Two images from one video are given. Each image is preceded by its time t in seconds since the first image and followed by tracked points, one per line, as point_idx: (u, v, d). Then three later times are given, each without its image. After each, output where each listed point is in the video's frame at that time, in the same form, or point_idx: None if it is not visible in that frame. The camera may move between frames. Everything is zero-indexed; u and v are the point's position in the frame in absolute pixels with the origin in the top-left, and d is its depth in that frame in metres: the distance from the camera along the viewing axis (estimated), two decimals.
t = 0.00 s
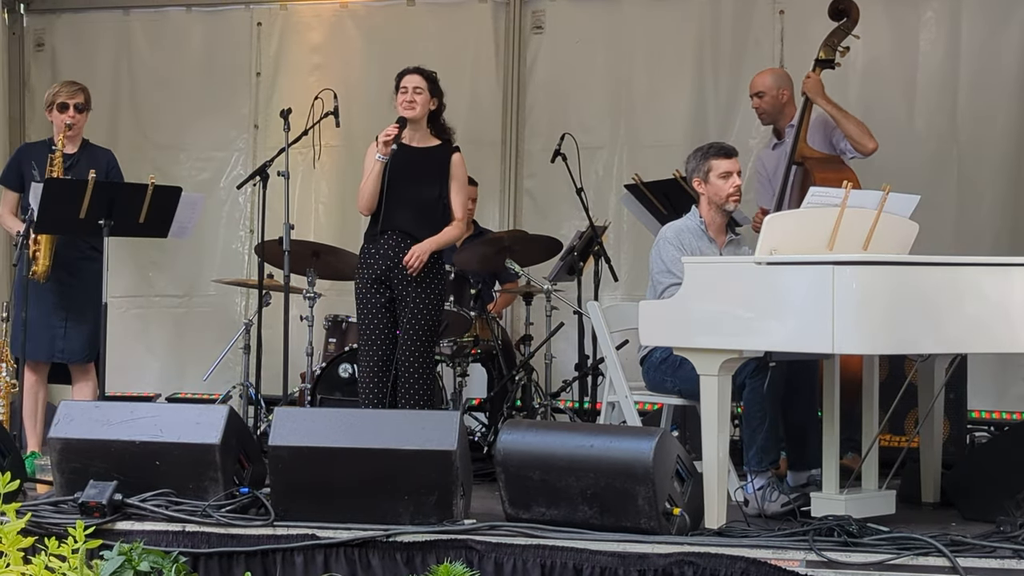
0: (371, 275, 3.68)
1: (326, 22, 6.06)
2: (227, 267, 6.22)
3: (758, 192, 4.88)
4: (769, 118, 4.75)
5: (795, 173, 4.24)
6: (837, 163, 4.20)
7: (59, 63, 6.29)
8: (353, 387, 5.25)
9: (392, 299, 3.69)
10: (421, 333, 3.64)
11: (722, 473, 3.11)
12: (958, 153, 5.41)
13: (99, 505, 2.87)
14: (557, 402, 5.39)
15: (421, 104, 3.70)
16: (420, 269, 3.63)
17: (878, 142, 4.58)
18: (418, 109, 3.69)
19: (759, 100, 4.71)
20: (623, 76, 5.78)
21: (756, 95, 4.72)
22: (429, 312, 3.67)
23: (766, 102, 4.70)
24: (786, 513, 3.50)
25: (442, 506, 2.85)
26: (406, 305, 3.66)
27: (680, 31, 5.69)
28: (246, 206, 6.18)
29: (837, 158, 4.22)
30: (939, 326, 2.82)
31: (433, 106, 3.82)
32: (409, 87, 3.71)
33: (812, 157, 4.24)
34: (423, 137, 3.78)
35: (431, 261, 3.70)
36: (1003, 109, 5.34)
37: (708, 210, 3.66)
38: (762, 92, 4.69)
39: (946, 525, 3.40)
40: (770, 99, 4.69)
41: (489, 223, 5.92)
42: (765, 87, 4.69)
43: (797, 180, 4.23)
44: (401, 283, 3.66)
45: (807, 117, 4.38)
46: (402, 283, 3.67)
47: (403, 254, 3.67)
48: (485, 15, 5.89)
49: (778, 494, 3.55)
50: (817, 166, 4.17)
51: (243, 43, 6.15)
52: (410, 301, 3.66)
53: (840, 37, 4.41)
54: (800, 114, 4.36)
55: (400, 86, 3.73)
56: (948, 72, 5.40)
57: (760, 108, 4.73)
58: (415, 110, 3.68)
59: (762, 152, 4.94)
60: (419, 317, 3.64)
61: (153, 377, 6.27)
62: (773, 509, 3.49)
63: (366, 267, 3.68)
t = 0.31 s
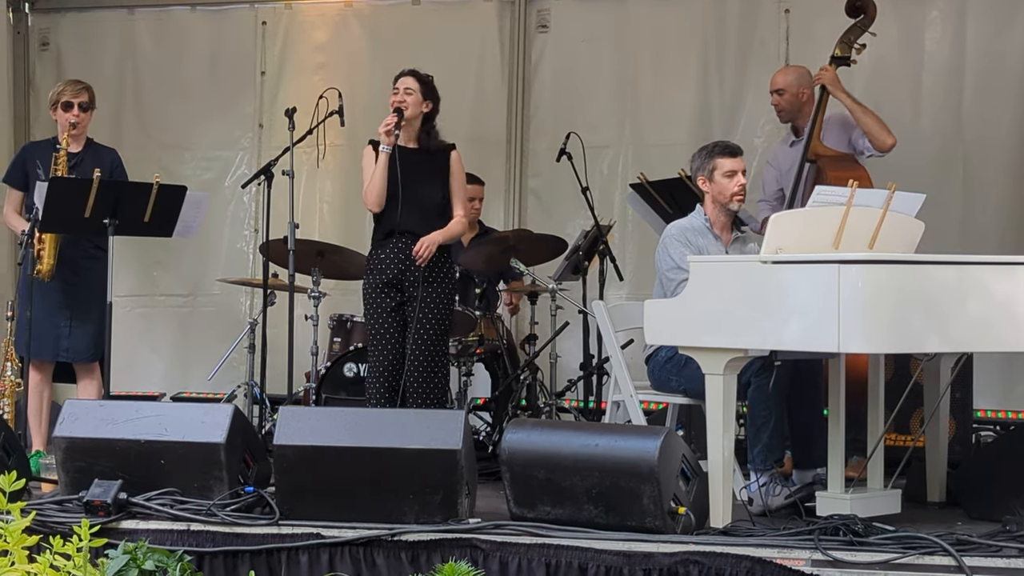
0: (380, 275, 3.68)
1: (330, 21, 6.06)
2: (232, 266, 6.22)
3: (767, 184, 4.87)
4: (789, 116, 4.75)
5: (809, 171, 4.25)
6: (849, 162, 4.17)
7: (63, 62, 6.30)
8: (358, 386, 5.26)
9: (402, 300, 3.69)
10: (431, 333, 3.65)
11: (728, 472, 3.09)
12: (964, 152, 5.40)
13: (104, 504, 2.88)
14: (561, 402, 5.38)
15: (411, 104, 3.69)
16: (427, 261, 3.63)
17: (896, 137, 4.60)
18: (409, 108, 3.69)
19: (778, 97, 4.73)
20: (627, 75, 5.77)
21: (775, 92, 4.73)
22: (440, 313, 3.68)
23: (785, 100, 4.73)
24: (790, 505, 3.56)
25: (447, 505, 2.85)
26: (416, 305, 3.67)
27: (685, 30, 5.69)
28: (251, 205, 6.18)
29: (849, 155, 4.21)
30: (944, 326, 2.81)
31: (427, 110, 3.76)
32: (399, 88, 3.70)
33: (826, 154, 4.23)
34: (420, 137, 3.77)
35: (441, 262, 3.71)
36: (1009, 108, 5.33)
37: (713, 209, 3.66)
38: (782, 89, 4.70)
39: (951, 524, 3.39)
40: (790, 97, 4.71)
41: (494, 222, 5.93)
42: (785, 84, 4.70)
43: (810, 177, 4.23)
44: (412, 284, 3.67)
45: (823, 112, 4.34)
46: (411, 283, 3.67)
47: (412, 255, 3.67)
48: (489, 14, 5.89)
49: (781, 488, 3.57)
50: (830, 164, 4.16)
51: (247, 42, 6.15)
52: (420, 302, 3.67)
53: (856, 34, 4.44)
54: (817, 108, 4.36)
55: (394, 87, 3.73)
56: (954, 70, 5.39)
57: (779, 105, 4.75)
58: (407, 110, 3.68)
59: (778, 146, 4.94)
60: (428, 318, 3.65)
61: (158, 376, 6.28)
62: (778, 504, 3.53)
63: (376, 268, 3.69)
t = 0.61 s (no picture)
0: (388, 277, 3.66)
1: (333, 21, 6.06)
2: (235, 266, 6.23)
3: (780, 176, 4.87)
4: (809, 115, 4.73)
5: (820, 169, 4.23)
6: (861, 162, 4.20)
7: (67, 62, 6.30)
8: (361, 386, 5.25)
9: (414, 301, 3.69)
10: (442, 334, 3.67)
11: (732, 472, 3.09)
12: (967, 153, 5.39)
13: (108, 504, 2.88)
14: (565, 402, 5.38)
15: (401, 109, 3.69)
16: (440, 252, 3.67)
17: (912, 131, 4.62)
18: (401, 112, 3.69)
19: (799, 96, 4.70)
20: (631, 75, 5.77)
21: (796, 91, 4.71)
22: (449, 314, 3.71)
23: (806, 99, 4.70)
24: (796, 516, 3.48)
25: (451, 505, 2.85)
26: (427, 306, 3.67)
27: (688, 30, 5.69)
28: (254, 206, 6.19)
29: (862, 155, 4.23)
30: (948, 326, 2.81)
31: (411, 111, 3.78)
32: (384, 94, 3.69)
33: (838, 154, 4.24)
34: (409, 135, 3.78)
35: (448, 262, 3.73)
36: (1013, 108, 5.33)
37: (718, 209, 3.65)
38: (803, 88, 4.68)
39: (955, 525, 3.39)
40: (811, 96, 4.68)
41: (497, 222, 5.93)
42: (806, 82, 4.68)
43: (821, 175, 4.23)
44: (422, 285, 3.67)
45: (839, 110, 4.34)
46: (422, 285, 3.68)
47: (422, 256, 3.68)
48: (492, 15, 5.89)
49: (789, 496, 3.53)
50: (840, 164, 4.18)
51: (251, 43, 6.15)
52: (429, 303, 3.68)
53: (872, 33, 4.42)
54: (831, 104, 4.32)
55: (376, 93, 3.71)
56: (958, 70, 5.38)
57: (799, 104, 4.73)
58: (400, 115, 3.68)
59: (792, 142, 4.93)
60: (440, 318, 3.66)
61: (162, 376, 6.29)
62: (784, 510, 3.48)
63: (384, 269, 3.67)
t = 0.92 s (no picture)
0: (381, 276, 3.67)
1: (335, 21, 6.07)
2: (237, 266, 6.23)
3: (790, 180, 4.89)
4: (821, 113, 4.72)
5: (832, 168, 4.22)
6: (872, 162, 4.16)
7: (69, 62, 6.30)
8: (362, 386, 5.24)
9: (406, 300, 3.70)
10: (437, 333, 3.66)
11: (734, 472, 3.09)
12: (970, 152, 5.39)
13: (110, 504, 2.88)
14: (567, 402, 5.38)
15: (401, 104, 3.68)
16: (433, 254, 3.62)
17: (917, 138, 4.57)
18: (401, 109, 3.68)
19: (813, 94, 4.69)
20: (633, 75, 5.77)
21: (811, 89, 4.70)
22: (444, 312, 3.68)
23: (820, 97, 4.69)
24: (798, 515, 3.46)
25: (453, 505, 2.85)
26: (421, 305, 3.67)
27: (690, 30, 5.69)
28: (256, 206, 6.19)
29: (873, 155, 4.19)
30: (952, 325, 2.80)
31: (417, 106, 3.76)
32: (386, 90, 3.69)
33: (849, 153, 4.21)
34: (415, 132, 3.77)
35: (442, 260, 3.69)
36: (1015, 108, 5.32)
37: (720, 209, 3.65)
38: (818, 87, 4.67)
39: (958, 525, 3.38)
40: (826, 95, 4.67)
41: (499, 222, 5.92)
42: (821, 81, 4.66)
43: (832, 175, 4.22)
44: (415, 284, 3.67)
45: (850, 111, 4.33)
46: (414, 284, 3.67)
47: (412, 255, 3.66)
48: (494, 14, 5.89)
49: (792, 496, 3.52)
50: (852, 164, 4.14)
51: (253, 42, 6.15)
52: (422, 302, 3.67)
53: (886, 34, 4.37)
54: (842, 107, 4.32)
55: (379, 88, 3.71)
56: (960, 70, 5.38)
57: (814, 102, 4.72)
58: (398, 111, 3.68)
59: (804, 139, 4.93)
60: (433, 317, 3.65)
61: (163, 376, 6.28)
62: (785, 508, 3.49)
63: (376, 268, 3.68)
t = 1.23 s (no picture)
0: (375, 275, 3.68)
1: (335, 21, 6.07)
2: (237, 267, 6.23)
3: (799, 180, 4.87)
4: (829, 112, 4.72)
5: (838, 168, 4.22)
6: (877, 162, 4.16)
7: (69, 62, 6.31)
8: (362, 386, 5.25)
9: (398, 299, 3.69)
10: (426, 333, 3.64)
11: (733, 472, 3.09)
12: (970, 152, 5.39)
13: (110, 504, 2.88)
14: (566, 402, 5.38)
15: (421, 104, 3.70)
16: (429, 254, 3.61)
17: (922, 143, 4.57)
18: (419, 108, 3.70)
19: (822, 92, 4.70)
20: (633, 75, 5.77)
21: (819, 87, 4.71)
22: (436, 314, 3.66)
23: (829, 96, 4.70)
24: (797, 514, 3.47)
25: (453, 505, 2.85)
26: (411, 306, 3.66)
27: (690, 30, 5.69)
28: (256, 206, 6.19)
29: (878, 155, 4.19)
30: (952, 326, 2.80)
31: (439, 109, 3.78)
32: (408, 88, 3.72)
33: (855, 154, 4.22)
34: (433, 136, 3.80)
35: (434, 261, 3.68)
36: (1015, 108, 5.32)
37: (718, 210, 3.66)
38: (827, 85, 4.69)
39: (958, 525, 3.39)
40: (835, 93, 4.68)
41: (499, 222, 5.92)
42: (830, 78, 4.68)
43: (837, 175, 4.23)
44: (406, 284, 3.66)
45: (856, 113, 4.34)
46: (405, 284, 3.66)
47: (404, 254, 3.67)
48: (494, 14, 5.89)
49: (791, 494, 3.53)
50: (857, 164, 4.15)
51: (253, 43, 6.15)
52: (412, 302, 3.66)
53: (895, 33, 4.37)
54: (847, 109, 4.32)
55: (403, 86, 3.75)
56: (960, 70, 5.38)
57: (822, 100, 4.73)
58: (417, 110, 3.70)
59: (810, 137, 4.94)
60: (422, 318, 3.63)
61: (163, 376, 6.29)
62: (785, 509, 3.48)
63: (371, 267, 3.70)
